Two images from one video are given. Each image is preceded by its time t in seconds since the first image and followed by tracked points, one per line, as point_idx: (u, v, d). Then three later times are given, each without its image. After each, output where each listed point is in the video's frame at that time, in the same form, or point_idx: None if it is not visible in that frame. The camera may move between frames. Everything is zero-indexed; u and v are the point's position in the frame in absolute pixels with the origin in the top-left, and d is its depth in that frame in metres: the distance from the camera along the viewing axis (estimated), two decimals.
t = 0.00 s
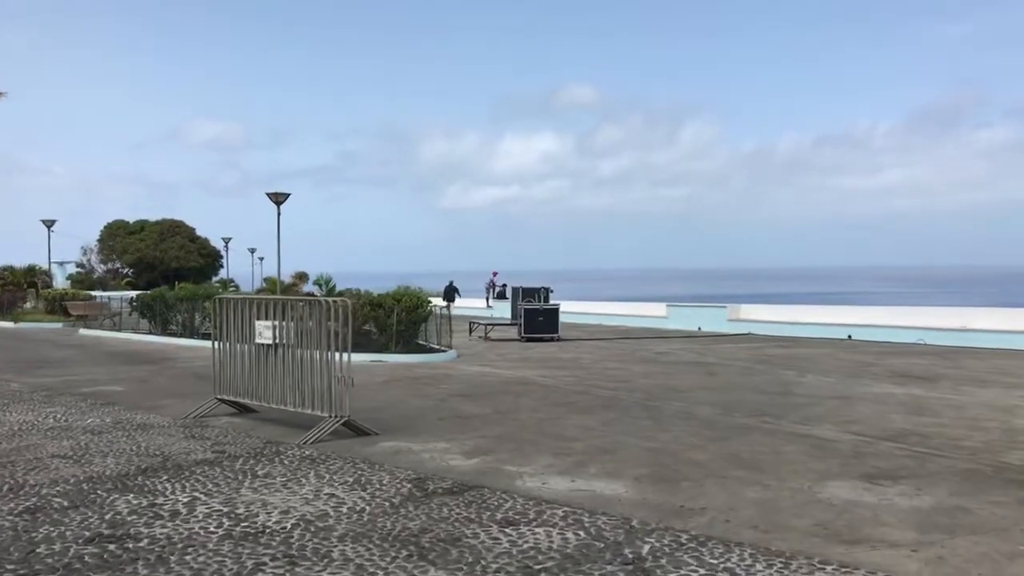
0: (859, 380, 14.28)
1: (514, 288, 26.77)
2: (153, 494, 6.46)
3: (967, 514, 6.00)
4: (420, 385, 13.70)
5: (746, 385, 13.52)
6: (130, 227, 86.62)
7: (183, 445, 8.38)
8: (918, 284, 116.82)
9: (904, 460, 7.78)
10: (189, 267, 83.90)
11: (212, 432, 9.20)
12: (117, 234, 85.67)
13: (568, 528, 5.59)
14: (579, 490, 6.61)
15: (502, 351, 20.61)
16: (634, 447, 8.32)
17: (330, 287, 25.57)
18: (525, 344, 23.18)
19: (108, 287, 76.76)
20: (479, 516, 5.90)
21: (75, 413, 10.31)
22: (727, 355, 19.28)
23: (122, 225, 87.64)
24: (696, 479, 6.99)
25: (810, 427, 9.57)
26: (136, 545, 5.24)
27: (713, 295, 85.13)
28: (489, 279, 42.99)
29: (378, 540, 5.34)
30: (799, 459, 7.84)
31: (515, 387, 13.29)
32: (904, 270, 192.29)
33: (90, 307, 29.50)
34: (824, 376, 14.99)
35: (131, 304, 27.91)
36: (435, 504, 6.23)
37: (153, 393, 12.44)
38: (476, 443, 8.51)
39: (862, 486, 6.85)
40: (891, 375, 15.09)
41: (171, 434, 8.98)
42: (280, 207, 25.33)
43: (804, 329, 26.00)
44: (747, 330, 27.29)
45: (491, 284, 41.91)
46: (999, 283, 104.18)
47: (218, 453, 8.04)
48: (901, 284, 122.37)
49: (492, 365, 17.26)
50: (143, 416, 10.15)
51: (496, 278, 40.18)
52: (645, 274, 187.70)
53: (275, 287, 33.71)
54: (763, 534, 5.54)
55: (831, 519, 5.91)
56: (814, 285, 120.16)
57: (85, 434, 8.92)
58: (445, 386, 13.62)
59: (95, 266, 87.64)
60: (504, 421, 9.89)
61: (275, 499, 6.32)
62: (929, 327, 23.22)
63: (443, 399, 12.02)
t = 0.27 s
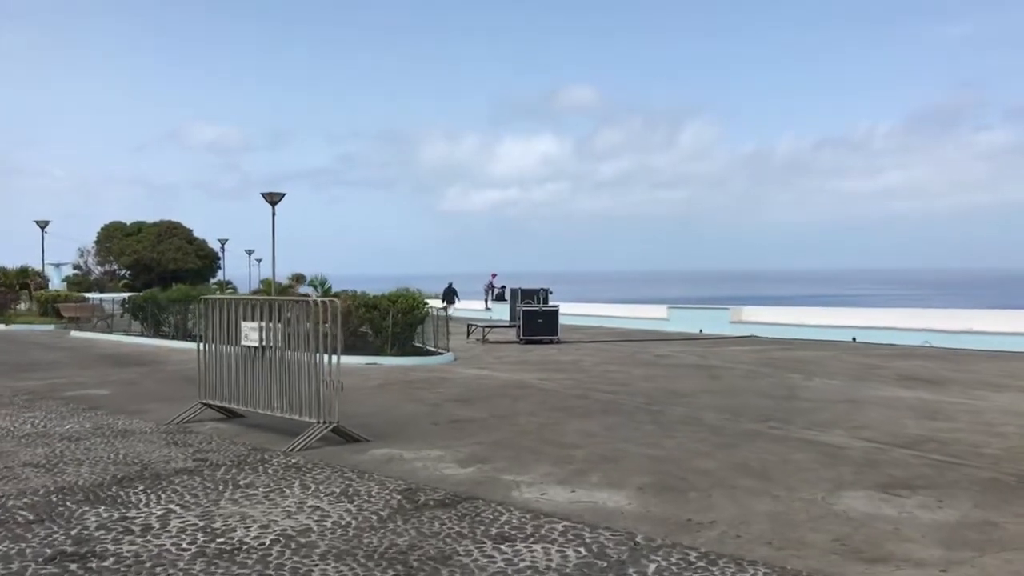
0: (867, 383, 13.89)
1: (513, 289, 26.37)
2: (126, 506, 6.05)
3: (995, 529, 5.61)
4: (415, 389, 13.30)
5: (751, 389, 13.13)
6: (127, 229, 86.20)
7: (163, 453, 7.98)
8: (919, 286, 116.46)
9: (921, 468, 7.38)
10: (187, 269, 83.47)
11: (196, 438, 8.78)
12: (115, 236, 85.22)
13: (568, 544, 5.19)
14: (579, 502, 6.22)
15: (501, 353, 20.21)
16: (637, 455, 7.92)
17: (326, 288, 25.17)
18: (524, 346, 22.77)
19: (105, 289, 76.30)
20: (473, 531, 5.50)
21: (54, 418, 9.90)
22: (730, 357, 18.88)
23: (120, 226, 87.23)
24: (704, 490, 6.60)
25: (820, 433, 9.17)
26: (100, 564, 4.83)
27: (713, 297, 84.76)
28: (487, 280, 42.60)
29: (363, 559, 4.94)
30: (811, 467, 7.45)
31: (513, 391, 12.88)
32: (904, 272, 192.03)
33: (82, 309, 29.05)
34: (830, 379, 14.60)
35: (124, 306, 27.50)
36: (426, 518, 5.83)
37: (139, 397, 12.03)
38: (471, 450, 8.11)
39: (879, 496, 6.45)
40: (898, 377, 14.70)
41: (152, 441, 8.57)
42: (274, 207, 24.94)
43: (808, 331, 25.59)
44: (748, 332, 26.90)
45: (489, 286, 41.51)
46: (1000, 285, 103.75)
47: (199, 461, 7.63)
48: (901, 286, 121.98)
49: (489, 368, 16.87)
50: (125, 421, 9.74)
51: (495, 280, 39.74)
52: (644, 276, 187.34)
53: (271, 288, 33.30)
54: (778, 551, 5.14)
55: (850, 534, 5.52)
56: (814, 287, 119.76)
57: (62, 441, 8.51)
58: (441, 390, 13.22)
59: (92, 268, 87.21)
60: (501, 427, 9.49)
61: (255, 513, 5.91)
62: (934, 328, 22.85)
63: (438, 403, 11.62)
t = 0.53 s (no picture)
0: (871, 389, 13.54)
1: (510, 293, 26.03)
2: (89, 524, 5.69)
3: (1014, 549, 5.26)
4: (407, 395, 12.95)
5: (752, 395, 12.78)
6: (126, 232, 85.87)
7: (138, 464, 7.62)
8: (921, 289, 116.09)
9: (932, 481, 7.03)
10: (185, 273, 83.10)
11: (174, 449, 8.42)
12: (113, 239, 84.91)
13: (558, 567, 4.84)
14: (572, 520, 5.86)
15: (497, 358, 19.85)
16: (634, 467, 7.57)
17: (321, 292, 24.81)
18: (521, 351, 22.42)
19: (102, 293, 75.93)
20: (457, 552, 5.14)
21: (30, 427, 9.54)
22: (730, 362, 18.54)
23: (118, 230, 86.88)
24: (704, 505, 6.24)
25: (824, 443, 8.82)
26: None
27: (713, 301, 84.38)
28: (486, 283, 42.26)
29: None
30: (816, 480, 7.09)
31: (508, 397, 12.53)
32: (905, 275, 191.68)
33: (75, 313, 28.69)
34: (833, 385, 14.24)
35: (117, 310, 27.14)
36: (408, 537, 5.47)
37: (122, 404, 11.67)
38: (460, 462, 7.76)
39: (890, 513, 6.10)
40: (903, 383, 14.35)
41: (129, 451, 8.21)
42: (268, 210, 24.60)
43: (809, 335, 25.24)
44: (749, 337, 26.54)
45: (488, 290, 41.14)
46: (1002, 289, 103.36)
47: (174, 473, 7.27)
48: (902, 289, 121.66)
49: (485, 373, 16.51)
50: (103, 430, 9.38)
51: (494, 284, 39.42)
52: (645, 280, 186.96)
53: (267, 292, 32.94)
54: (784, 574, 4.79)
55: (859, 555, 5.16)
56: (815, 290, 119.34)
57: (35, 451, 8.15)
58: (434, 396, 12.86)
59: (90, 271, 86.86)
60: (494, 436, 9.14)
61: (226, 532, 5.55)
62: (938, 332, 22.48)
63: (430, 411, 11.26)
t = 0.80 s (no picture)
0: (874, 393, 13.11)
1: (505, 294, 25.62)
2: (35, 541, 5.25)
3: None
4: (395, 398, 12.52)
5: (751, 399, 12.36)
6: (121, 234, 85.39)
7: (102, 473, 7.19)
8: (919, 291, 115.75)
9: (944, 491, 6.61)
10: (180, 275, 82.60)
11: (142, 456, 7.97)
12: (108, 241, 84.43)
13: None
14: (557, 534, 5.45)
15: (491, 360, 19.43)
16: (626, 476, 7.15)
17: (313, 294, 24.38)
18: (516, 353, 22.00)
19: (97, 295, 75.44)
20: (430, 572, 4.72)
21: None
22: (729, 365, 18.11)
23: (113, 231, 86.39)
24: (699, 518, 5.83)
25: (827, 449, 8.40)
26: None
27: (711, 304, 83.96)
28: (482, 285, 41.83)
29: None
30: (819, 490, 6.67)
31: (499, 401, 12.11)
32: (904, 277, 191.31)
33: (63, 314, 28.27)
34: (834, 388, 13.82)
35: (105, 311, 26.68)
36: (379, 554, 5.04)
37: (97, 408, 11.24)
38: (442, 470, 7.34)
39: (899, 526, 5.68)
40: (907, 386, 13.93)
41: (95, 458, 7.79)
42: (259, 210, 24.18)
43: (809, 337, 24.83)
44: (748, 339, 26.12)
45: (484, 291, 40.72)
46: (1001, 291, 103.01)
47: (138, 483, 6.83)
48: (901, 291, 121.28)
49: (477, 376, 16.09)
50: (72, 435, 8.94)
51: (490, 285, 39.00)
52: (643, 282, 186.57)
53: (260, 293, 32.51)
54: None
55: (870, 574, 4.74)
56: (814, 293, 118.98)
57: None
58: (422, 399, 12.45)
59: (86, 273, 86.40)
60: (480, 442, 8.71)
61: (183, 549, 5.12)
62: (941, 334, 22.05)
63: (417, 415, 10.83)
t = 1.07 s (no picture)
0: (882, 401, 12.70)
1: (503, 298, 25.22)
2: None
3: None
4: (387, 406, 12.12)
5: (755, 408, 11.96)
6: (119, 236, 85.01)
7: (71, 491, 6.78)
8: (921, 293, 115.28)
9: (964, 513, 6.21)
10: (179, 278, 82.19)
11: (115, 472, 7.54)
12: (106, 244, 84.05)
13: None
14: (552, 563, 5.04)
15: (488, 366, 19.02)
16: (626, 495, 6.75)
17: (308, 297, 23.99)
18: (514, 358, 21.59)
19: (95, 297, 75.02)
20: None
21: None
22: (731, 371, 17.71)
23: (111, 233, 85.99)
24: (705, 544, 5.42)
25: (837, 464, 8.00)
26: None
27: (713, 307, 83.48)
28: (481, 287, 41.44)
29: None
30: (831, 511, 6.27)
31: (494, 410, 11.71)
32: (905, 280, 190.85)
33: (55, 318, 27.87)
34: (841, 396, 13.41)
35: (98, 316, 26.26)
36: None
37: (77, 418, 10.84)
38: (432, 488, 6.94)
39: (919, 553, 5.28)
40: (916, 394, 13.51)
41: (65, 474, 7.37)
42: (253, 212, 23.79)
43: (812, 342, 24.41)
44: (751, 343, 25.71)
45: (483, 294, 40.31)
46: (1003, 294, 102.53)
47: (107, 503, 6.41)
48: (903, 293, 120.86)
49: (473, 382, 15.68)
50: (45, 448, 8.52)
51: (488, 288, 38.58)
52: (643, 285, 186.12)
53: (256, 296, 32.13)
54: None
55: None
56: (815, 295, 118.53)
57: None
58: (416, 407, 12.05)
59: (84, 275, 86.01)
60: (473, 456, 8.31)
61: None
62: (949, 338, 21.62)
63: (409, 425, 10.42)
